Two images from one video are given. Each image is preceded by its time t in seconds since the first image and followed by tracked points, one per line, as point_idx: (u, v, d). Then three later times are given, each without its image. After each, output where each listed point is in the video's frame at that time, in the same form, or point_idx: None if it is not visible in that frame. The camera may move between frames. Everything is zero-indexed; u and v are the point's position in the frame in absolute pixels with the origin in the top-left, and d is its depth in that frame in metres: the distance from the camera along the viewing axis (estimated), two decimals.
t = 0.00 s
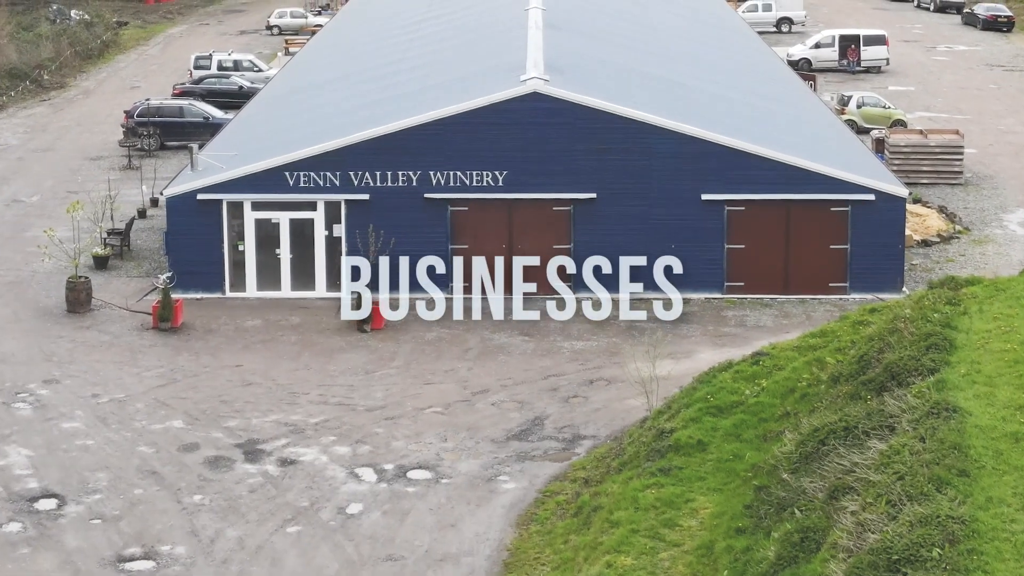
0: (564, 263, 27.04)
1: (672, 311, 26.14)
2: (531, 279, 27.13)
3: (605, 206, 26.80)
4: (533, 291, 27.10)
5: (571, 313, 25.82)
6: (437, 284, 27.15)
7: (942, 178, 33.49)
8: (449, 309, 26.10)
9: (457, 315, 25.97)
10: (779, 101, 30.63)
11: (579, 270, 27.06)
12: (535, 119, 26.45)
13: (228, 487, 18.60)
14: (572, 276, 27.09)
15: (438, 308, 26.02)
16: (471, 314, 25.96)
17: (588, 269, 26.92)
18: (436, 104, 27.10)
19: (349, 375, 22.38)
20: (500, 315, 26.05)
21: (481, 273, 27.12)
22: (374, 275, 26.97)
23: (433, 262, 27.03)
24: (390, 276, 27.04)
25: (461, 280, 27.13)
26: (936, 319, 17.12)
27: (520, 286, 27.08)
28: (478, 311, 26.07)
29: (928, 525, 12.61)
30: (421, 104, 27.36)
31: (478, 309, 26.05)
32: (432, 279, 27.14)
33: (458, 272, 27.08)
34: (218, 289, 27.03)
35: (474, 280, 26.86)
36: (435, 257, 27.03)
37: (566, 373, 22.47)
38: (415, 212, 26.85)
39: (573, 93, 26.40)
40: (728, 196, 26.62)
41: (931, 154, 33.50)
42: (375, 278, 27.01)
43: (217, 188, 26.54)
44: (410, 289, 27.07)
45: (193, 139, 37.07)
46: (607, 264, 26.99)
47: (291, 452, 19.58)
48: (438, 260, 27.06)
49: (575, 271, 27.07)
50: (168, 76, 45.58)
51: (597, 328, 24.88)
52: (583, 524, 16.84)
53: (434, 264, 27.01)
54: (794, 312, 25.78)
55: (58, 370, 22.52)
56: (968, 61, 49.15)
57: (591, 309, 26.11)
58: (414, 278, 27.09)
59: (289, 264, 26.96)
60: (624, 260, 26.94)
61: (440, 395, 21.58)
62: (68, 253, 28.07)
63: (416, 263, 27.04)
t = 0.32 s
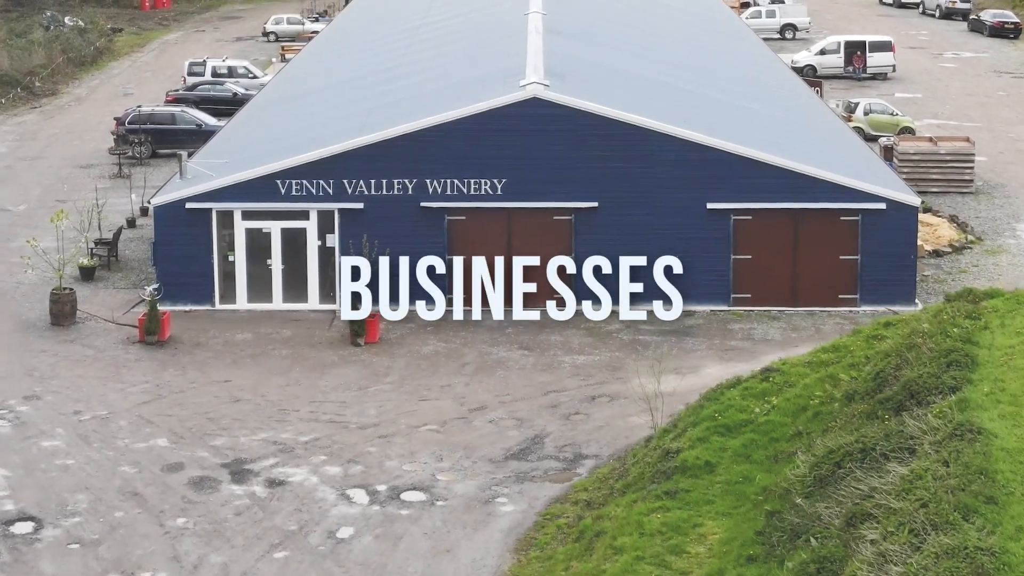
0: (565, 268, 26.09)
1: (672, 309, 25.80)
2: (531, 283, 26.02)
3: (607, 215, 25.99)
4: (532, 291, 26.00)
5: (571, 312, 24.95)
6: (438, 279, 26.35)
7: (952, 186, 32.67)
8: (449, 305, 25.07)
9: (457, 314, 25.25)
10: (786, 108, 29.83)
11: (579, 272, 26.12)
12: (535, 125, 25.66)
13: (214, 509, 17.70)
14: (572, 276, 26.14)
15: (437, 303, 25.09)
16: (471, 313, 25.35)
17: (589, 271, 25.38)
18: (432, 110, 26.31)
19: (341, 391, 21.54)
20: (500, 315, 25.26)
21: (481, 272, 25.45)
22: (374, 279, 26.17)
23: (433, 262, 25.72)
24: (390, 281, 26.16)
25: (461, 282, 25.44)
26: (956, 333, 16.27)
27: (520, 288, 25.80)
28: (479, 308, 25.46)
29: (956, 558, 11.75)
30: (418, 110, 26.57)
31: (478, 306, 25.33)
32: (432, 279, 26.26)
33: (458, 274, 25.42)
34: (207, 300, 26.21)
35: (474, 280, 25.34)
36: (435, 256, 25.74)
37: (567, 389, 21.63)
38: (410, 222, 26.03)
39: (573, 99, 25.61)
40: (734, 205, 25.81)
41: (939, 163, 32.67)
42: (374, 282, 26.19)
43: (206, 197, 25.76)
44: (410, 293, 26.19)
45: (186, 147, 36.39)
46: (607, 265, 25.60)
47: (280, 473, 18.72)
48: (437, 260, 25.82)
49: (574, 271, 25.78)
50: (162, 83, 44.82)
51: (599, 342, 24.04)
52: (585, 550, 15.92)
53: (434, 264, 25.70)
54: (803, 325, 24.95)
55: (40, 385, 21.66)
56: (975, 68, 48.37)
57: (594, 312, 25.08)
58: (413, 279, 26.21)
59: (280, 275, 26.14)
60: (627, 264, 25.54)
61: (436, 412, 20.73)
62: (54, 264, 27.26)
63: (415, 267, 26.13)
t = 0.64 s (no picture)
0: (565, 268, 25.34)
1: (672, 310, 25.17)
2: (532, 283, 25.40)
3: (609, 223, 25.26)
4: (533, 292, 25.37)
5: (572, 312, 25.06)
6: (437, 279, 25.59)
7: (963, 194, 32.04)
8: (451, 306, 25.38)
9: (458, 314, 25.39)
10: (792, 112, 29.11)
11: (579, 272, 25.36)
12: (534, 130, 24.96)
13: (199, 529, 16.90)
14: (572, 276, 25.35)
15: (437, 304, 25.18)
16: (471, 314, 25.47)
17: (589, 271, 25.16)
18: (429, 114, 25.62)
19: (334, 405, 20.79)
20: (500, 316, 25.25)
21: (480, 273, 25.22)
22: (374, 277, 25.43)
23: (433, 262, 25.22)
24: (390, 279, 25.43)
25: (461, 284, 25.41)
26: (976, 345, 15.52)
27: (520, 288, 25.27)
28: (479, 309, 25.46)
29: None
30: (414, 115, 25.87)
31: (478, 308, 25.44)
32: (432, 279, 25.43)
33: (457, 276, 25.36)
34: (196, 311, 25.49)
35: (473, 280, 25.32)
36: (435, 256, 25.22)
37: (568, 403, 20.89)
38: (406, 229, 25.31)
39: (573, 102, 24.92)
40: (740, 212, 25.10)
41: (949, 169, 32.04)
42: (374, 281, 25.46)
43: (196, 204, 25.06)
44: (410, 293, 25.40)
45: (180, 153, 35.89)
46: (608, 266, 25.20)
47: (269, 491, 17.94)
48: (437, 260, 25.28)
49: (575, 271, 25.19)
50: (156, 89, 44.16)
51: (601, 353, 23.30)
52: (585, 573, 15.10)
53: (434, 264, 25.21)
54: (811, 336, 24.22)
55: (22, 399, 20.90)
56: (982, 73, 47.72)
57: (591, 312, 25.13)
58: (414, 279, 25.40)
59: (272, 284, 25.42)
60: (626, 265, 25.17)
61: (432, 426, 19.98)
62: (40, 273, 26.56)
63: (416, 267, 25.32)
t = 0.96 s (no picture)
0: (565, 268, 24.58)
1: (672, 311, 24.63)
2: (532, 283, 24.66)
3: (610, 231, 24.46)
4: (534, 292, 24.65)
5: (572, 313, 24.62)
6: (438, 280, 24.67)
7: (974, 203, 31.42)
8: (450, 306, 24.70)
9: (457, 314, 24.69)
10: (798, 118, 28.29)
11: (579, 272, 24.64)
12: (533, 135, 24.17)
13: (180, 551, 16.00)
14: (572, 277, 24.61)
15: (438, 304, 24.64)
16: (470, 314, 24.74)
17: (588, 272, 24.53)
18: (424, 119, 24.85)
19: (325, 421, 19.98)
20: (500, 316, 24.70)
21: (480, 273, 24.59)
22: (374, 278, 24.66)
23: (433, 262, 24.53)
24: (391, 280, 24.67)
25: (460, 283, 24.64)
26: (998, 360, 14.71)
27: (520, 289, 24.61)
28: (479, 311, 24.75)
29: None
30: (409, 120, 25.10)
31: (478, 308, 24.71)
32: (432, 278, 24.66)
33: (457, 280, 24.59)
34: (184, 322, 24.71)
35: (473, 280, 24.62)
36: (435, 256, 24.54)
37: (568, 418, 20.08)
38: (401, 237, 24.52)
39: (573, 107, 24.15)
40: (745, 220, 24.29)
41: (960, 176, 31.40)
42: (374, 281, 24.69)
43: (183, 212, 24.29)
44: (410, 293, 24.65)
45: (172, 160, 35.36)
46: (608, 266, 24.56)
47: (255, 512, 17.07)
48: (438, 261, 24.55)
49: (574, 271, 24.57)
50: (150, 96, 43.42)
51: (603, 367, 22.48)
52: None
53: (434, 264, 24.52)
54: (821, 348, 23.42)
55: None
56: (989, 79, 46.99)
57: (591, 313, 24.66)
58: (413, 279, 24.64)
59: (263, 295, 24.64)
60: (626, 265, 24.55)
61: (426, 443, 19.17)
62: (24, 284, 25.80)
63: (415, 267, 24.59)
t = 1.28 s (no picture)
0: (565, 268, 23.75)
1: (672, 311, 23.82)
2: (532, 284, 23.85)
3: (611, 239, 23.68)
4: (534, 293, 23.83)
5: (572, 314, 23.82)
6: (438, 282, 23.90)
7: (984, 211, 30.75)
8: (450, 307, 23.90)
9: (457, 315, 23.89)
10: (803, 123, 27.52)
11: (579, 272, 23.81)
12: (531, 140, 23.40)
13: None
14: (573, 278, 23.81)
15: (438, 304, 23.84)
16: (471, 315, 23.92)
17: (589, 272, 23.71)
18: (418, 124, 24.08)
19: (314, 438, 19.16)
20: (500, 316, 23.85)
21: (481, 273, 23.77)
22: (374, 278, 23.86)
23: (433, 262, 23.73)
24: (391, 280, 23.87)
25: (460, 284, 23.84)
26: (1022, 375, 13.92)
27: (520, 289, 23.79)
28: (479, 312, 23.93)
29: None
30: (403, 125, 24.33)
31: (478, 308, 23.88)
32: (431, 279, 23.85)
33: (457, 278, 23.79)
34: (169, 335, 23.93)
35: (474, 280, 23.80)
36: (434, 256, 23.74)
37: (568, 434, 19.26)
38: (395, 245, 23.75)
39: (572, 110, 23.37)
40: (750, 228, 23.51)
41: (970, 183, 30.73)
42: (375, 282, 23.89)
43: (169, 220, 23.51)
44: (410, 294, 23.85)
45: (162, 167, 34.78)
46: (608, 267, 23.72)
47: (238, 534, 16.23)
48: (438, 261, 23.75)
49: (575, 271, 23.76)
50: (143, 103, 42.69)
51: (604, 381, 21.66)
52: None
53: (434, 264, 23.72)
54: (830, 361, 22.62)
55: None
56: (997, 86, 46.25)
57: (591, 313, 23.86)
58: (414, 279, 23.85)
59: (252, 307, 23.87)
60: (626, 265, 23.73)
61: (419, 461, 18.34)
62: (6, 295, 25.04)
63: (415, 267, 23.78)
